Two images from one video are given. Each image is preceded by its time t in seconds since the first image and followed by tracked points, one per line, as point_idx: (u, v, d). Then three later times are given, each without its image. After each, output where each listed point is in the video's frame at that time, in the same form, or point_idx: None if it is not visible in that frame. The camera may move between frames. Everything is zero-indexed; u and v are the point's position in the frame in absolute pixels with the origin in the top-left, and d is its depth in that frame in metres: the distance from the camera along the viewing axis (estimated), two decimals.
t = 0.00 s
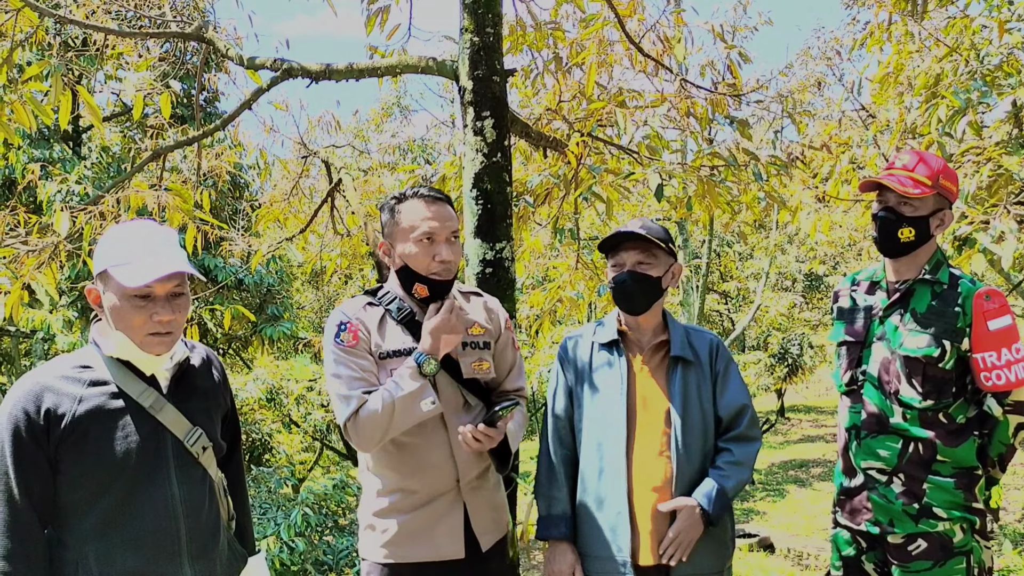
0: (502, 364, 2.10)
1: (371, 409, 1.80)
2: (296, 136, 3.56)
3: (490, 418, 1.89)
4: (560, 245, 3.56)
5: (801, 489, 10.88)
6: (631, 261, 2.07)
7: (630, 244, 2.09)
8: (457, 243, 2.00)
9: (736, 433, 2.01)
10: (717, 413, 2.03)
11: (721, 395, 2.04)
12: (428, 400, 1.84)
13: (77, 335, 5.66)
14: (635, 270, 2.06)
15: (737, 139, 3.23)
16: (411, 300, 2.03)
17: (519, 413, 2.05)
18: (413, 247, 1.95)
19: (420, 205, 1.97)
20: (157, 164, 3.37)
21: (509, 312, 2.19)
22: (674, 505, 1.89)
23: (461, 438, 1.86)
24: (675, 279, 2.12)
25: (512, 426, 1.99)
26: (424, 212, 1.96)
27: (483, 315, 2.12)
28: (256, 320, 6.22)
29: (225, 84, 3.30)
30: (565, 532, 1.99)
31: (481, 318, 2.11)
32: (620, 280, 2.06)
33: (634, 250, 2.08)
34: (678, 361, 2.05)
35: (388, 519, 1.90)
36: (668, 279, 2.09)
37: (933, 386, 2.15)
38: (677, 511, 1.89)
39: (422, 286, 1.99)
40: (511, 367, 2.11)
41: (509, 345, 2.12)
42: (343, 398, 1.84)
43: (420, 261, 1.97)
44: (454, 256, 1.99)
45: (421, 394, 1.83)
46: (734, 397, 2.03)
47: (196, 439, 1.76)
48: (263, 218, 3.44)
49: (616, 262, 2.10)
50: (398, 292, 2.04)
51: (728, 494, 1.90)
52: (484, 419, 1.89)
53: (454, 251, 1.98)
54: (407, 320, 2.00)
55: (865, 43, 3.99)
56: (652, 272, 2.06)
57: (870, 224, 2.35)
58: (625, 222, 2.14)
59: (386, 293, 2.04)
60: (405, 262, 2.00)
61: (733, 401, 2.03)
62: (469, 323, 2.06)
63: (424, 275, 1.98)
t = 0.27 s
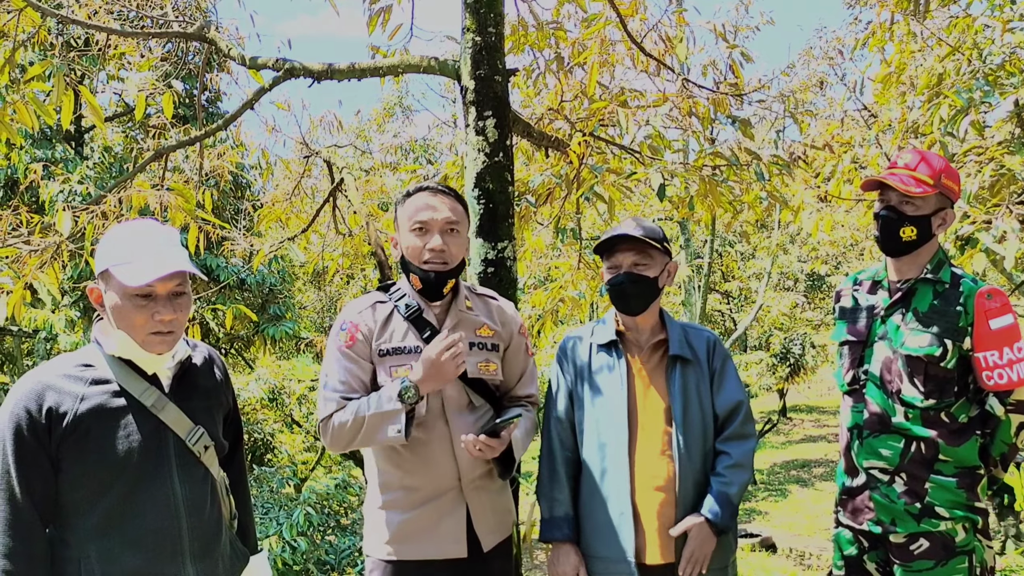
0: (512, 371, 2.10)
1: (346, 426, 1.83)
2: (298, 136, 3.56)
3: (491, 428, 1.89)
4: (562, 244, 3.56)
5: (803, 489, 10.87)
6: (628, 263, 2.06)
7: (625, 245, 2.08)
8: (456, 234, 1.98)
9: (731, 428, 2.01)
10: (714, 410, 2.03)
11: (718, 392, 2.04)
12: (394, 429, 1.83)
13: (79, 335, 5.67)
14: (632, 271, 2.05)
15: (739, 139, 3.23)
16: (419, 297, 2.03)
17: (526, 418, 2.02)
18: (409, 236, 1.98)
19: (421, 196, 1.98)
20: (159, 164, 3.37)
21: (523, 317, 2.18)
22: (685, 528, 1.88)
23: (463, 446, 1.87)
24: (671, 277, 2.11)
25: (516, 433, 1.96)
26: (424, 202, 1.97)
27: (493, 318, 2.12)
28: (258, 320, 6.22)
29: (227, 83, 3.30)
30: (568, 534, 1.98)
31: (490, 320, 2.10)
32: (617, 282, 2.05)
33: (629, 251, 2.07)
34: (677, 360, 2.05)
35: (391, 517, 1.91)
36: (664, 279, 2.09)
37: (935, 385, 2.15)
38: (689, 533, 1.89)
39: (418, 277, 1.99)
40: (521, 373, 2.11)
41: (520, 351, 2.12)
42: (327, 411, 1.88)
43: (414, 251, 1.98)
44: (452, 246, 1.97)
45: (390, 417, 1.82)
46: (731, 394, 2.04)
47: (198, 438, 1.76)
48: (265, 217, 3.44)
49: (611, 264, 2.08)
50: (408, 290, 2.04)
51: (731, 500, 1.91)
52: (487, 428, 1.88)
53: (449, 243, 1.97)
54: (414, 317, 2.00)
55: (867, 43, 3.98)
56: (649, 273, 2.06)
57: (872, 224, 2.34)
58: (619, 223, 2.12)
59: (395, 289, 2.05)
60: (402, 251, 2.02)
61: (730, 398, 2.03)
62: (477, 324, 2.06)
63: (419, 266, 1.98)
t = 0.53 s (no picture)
0: (516, 382, 2.11)
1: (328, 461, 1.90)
2: (300, 136, 3.56)
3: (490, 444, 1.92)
4: (564, 245, 3.56)
5: (805, 489, 10.86)
6: (628, 266, 2.05)
7: (625, 249, 2.06)
8: (465, 242, 1.98)
9: (733, 425, 2.01)
10: (715, 408, 2.04)
11: (718, 390, 2.04)
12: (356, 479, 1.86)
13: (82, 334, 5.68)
14: (632, 275, 2.04)
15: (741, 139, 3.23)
16: (427, 302, 2.02)
17: (526, 429, 1.99)
18: (420, 241, 1.99)
19: (435, 202, 1.99)
20: (161, 164, 3.37)
21: (531, 327, 2.17)
22: (706, 544, 1.89)
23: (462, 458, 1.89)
24: (668, 278, 2.11)
25: (517, 446, 1.95)
26: (436, 208, 1.97)
27: (500, 326, 2.11)
28: (260, 320, 6.23)
29: (229, 84, 3.30)
30: (573, 536, 1.97)
31: (497, 328, 2.10)
32: (617, 285, 2.04)
33: (630, 255, 2.06)
34: (677, 359, 2.05)
35: (394, 515, 1.92)
36: (663, 280, 2.08)
37: (938, 385, 2.15)
38: (710, 549, 1.90)
39: (424, 282, 1.99)
40: (526, 383, 2.12)
41: (525, 361, 2.12)
42: (315, 429, 1.92)
43: (423, 256, 1.99)
44: (460, 254, 1.98)
45: (349, 469, 1.87)
46: (730, 392, 2.03)
47: (200, 438, 1.76)
48: (267, 218, 3.45)
49: (611, 267, 2.07)
50: (417, 293, 2.05)
51: (741, 507, 1.92)
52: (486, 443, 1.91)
53: (457, 252, 1.97)
54: (420, 321, 2.00)
55: (869, 43, 3.98)
56: (649, 275, 2.05)
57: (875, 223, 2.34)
58: (618, 224, 2.11)
59: (404, 292, 2.06)
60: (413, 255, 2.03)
61: (729, 396, 2.03)
62: (484, 332, 2.06)
63: (426, 272, 1.99)
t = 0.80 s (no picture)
0: (518, 381, 2.10)
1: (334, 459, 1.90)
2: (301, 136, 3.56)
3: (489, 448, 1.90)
4: (565, 244, 3.56)
5: (807, 489, 10.85)
6: (631, 264, 2.05)
7: (628, 247, 2.06)
8: (465, 237, 1.98)
9: (737, 422, 2.03)
10: (718, 405, 2.04)
11: (720, 388, 2.05)
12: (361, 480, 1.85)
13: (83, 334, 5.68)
14: (636, 273, 2.04)
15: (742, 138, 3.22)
16: (427, 300, 2.02)
17: (527, 431, 1.98)
18: (420, 237, 1.99)
19: (435, 198, 1.99)
20: (163, 164, 3.37)
21: (533, 326, 2.16)
22: (725, 547, 1.92)
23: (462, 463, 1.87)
24: (670, 276, 2.12)
25: (517, 448, 1.93)
26: (436, 203, 1.98)
27: (502, 325, 2.11)
28: (262, 320, 6.23)
29: (230, 83, 3.31)
30: (579, 537, 1.97)
31: (499, 327, 2.09)
32: (620, 284, 2.04)
33: (633, 253, 2.05)
34: (679, 358, 2.05)
35: (395, 513, 1.92)
36: (665, 278, 2.09)
37: (942, 384, 2.14)
38: (728, 551, 1.92)
39: (424, 279, 1.99)
40: (527, 383, 2.11)
41: (527, 360, 2.11)
42: (322, 428, 1.91)
43: (423, 252, 1.99)
44: (461, 249, 1.97)
45: (355, 467, 1.86)
46: (731, 390, 2.05)
47: (200, 437, 1.76)
48: (268, 217, 3.45)
49: (614, 266, 2.07)
50: (418, 291, 2.05)
51: (754, 507, 1.93)
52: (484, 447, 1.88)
53: (457, 247, 1.97)
54: (420, 319, 2.00)
55: (871, 42, 3.97)
56: (652, 274, 2.05)
57: (878, 224, 2.34)
58: (619, 222, 2.10)
59: (404, 289, 2.06)
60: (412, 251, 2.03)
61: (731, 394, 2.04)
62: (484, 331, 2.06)
63: (426, 268, 1.98)
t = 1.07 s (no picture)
0: (520, 383, 2.10)
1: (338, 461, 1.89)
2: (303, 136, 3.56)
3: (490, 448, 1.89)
4: (567, 244, 3.55)
5: (809, 489, 10.84)
6: (637, 262, 2.05)
7: (634, 245, 2.06)
8: (469, 238, 1.97)
9: (742, 421, 2.04)
10: (722, 404, 2.05)
11: (724, 387, 2.06)
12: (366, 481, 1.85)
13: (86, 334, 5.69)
14: (642, 270, 2.04)
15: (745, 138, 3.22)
16: (430, 299, 2.03)
17: (529, 432, 1.98)
18: (424, 235, 1.99)
19: (439, 198, 1.99)
20: (165, 163, 3.37)
21: (536, 327, 2.16)
22: (733, 546, 1.93)
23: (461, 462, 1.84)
24: (674, 274, 2.12)
25: (518, 448, 1.92)
26: (441, 204, 1.98)
27: (505, 326, 2.11)
28: (264, 320, 6.23)
29: (232, 83, 3.31)
30: (586, 538, 1.96)
31: (502, 327, 2.09)
32: (626, 282, 2.04)
33: (639, 250, 2.06)
34: (684, 357, 2.05)
35: (397, 514, 1.92)
36: (670, 276, 2.09)
37: (949, 384, 2.14)
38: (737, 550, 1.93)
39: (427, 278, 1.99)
40: (530, 384, 2.10)
41: (530, 361, 2.11)
42: (326, 429, 1.91)
43: (427, 252, 1.98)
44: (464, 250, 1.97)
45: (360, 468, 1.84)
46: (736, 388, 2.05)
47: (200, 437, 1.76)
48: (270, 217, 3.45)
49: (620, 264, 2.06)
50: (421, 290, 2.06)
51: (761, 505, 1.95)
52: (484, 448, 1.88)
53: (460, 247, 1.96)
54: (423, 318, 2.00)
55: (873, 42, 3.96)
56: (657, 272, 2.05)
57: (882, 224, 2.33)
58: (623, 219, 2.10)
59: (408, 288, 2.07)
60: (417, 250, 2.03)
61: (735, 392, 2.05)
62: (487, 330, 2.06)
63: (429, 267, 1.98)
